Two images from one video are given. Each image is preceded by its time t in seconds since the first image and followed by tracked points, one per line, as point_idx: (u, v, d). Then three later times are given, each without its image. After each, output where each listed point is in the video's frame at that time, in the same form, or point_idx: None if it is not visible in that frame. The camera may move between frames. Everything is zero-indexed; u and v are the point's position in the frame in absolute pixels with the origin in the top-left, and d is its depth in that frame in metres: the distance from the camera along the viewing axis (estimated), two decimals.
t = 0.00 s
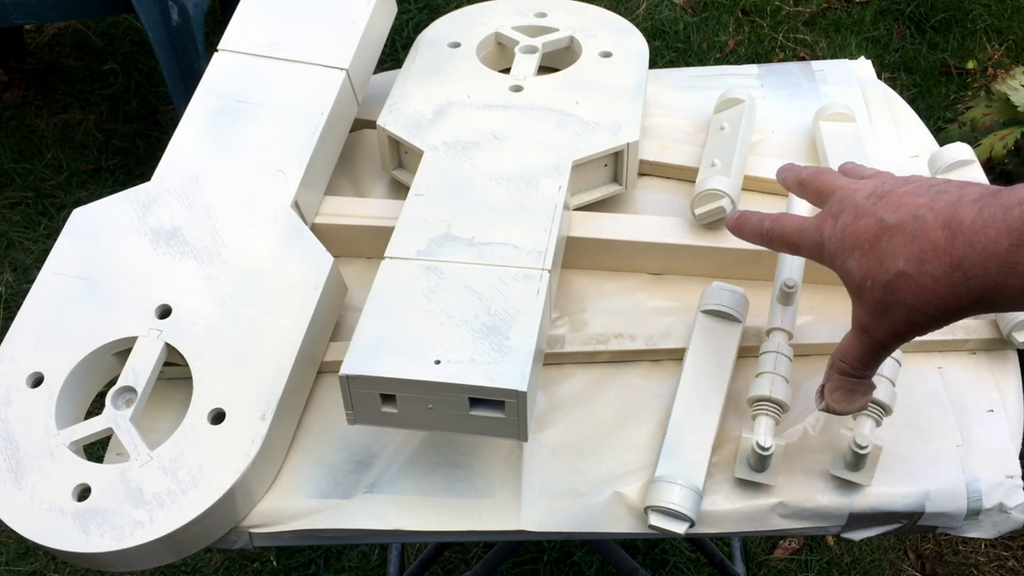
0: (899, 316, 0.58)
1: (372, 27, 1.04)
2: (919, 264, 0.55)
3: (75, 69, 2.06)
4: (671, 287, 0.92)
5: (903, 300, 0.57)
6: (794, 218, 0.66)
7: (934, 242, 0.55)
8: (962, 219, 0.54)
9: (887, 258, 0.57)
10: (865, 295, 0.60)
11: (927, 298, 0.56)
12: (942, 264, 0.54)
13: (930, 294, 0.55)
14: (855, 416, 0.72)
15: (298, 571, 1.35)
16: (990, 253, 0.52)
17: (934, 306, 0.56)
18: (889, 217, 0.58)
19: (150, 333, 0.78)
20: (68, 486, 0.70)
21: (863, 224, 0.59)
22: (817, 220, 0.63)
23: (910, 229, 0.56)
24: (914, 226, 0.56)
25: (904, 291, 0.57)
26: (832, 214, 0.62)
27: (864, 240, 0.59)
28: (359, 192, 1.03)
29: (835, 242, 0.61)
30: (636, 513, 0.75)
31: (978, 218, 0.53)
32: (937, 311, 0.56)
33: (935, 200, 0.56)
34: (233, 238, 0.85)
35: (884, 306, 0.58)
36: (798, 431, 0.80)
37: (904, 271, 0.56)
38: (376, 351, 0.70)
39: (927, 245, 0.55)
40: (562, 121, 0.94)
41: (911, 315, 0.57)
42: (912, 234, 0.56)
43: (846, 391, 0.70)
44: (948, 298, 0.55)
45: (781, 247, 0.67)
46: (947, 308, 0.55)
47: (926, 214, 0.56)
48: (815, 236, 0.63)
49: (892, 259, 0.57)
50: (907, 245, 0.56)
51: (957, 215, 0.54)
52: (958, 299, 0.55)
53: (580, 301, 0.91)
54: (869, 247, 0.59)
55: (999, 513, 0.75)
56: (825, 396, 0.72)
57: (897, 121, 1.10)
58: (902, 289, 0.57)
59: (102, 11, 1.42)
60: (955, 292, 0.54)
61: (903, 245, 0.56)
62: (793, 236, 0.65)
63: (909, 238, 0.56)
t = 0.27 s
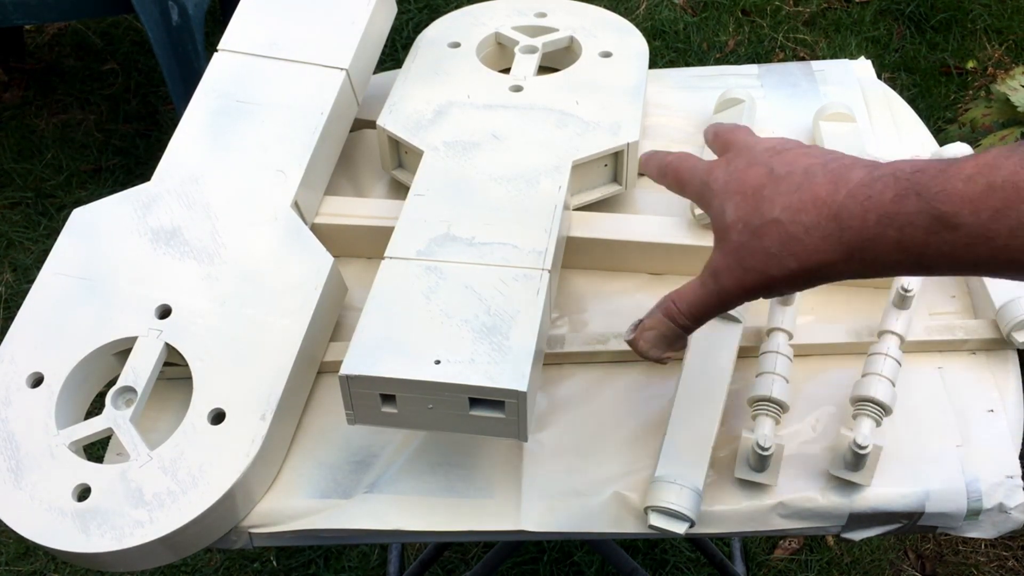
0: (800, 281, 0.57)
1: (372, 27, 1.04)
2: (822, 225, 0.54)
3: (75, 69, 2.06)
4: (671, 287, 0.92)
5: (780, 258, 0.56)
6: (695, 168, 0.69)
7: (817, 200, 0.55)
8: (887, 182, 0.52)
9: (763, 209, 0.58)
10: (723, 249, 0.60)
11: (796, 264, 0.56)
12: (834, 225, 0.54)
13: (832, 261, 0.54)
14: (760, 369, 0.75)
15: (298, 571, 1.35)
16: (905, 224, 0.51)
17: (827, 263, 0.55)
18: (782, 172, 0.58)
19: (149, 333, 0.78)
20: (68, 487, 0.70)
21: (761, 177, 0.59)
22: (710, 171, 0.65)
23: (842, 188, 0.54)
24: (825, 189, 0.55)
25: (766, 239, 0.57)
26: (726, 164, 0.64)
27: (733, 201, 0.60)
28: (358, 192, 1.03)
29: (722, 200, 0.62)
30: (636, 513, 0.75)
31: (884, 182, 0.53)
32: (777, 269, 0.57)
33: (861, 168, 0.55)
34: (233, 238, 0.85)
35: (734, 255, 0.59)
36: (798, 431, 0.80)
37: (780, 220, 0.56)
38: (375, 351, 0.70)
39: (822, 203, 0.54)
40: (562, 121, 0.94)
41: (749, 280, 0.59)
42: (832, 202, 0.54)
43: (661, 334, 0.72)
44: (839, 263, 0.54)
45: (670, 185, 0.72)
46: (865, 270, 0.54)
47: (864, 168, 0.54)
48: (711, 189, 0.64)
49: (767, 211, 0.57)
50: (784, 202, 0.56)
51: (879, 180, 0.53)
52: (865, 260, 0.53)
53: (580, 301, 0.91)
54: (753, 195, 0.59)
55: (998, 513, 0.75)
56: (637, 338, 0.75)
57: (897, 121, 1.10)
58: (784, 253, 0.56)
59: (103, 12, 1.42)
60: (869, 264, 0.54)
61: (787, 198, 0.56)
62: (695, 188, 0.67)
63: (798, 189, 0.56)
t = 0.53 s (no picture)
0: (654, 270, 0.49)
1: (372, 27, 1.04)
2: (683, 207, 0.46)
3: (75, 69, 2.06)
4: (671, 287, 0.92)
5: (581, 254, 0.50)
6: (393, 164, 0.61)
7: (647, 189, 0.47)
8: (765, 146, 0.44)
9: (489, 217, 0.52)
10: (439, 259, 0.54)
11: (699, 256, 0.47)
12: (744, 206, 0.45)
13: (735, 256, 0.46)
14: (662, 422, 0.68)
15: (298, 571, 1.35)
16: (786, 191, 0.44)
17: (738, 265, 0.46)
18: (506, 176, 0.52)
19: (149, 333, 0.78)
20: (67, 487, 0.70)
21: (476, 184, 0.53)
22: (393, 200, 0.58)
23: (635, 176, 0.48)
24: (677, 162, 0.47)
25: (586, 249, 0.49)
26: (431, 187, 0.56)
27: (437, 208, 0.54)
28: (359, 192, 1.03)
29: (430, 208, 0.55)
30: (636, 513, 0.75)
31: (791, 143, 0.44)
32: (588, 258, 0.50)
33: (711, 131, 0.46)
34: (233, 238, 0.85)
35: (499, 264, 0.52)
36: (798, 431, 0.80)
37: (497, 217, 0.51)
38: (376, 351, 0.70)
39: (563, 191, 0.49)
40: (562, 121, 0.94)
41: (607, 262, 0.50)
42: (634, 178, 0.47)
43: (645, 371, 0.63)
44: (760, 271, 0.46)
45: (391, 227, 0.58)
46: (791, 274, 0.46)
47: (702, 138, 0.46)
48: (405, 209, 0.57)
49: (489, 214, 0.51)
50: (521, 201, 0.50)
51: (744, 137, 0.45)
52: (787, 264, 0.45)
53: (580, 301, 0.91)
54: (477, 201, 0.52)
55: (998, 513, 0.75)
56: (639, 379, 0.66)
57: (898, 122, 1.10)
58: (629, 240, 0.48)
59: (103, 12, 1.42)
60: (764, 247, 0.45)
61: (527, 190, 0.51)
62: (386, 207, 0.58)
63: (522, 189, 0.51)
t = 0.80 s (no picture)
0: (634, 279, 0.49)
1: (372, 28, 1.04)
2: (656, 219, 0.46)
3: (75, 69, 2.06)
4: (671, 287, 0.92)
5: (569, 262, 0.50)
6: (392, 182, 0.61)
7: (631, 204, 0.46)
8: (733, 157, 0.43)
9: (482, 234, 0.51)
10: (439, 275, 0.54)
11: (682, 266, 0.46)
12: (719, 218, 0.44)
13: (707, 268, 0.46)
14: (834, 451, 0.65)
15: (298, 571, 1.35)
16: (742, 203, 0.43)
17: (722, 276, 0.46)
18: (498, 189, 0.52)
19: (149, 334, 0.78)
20: (68, 487, 0.70)
21: (468, 199, 0.53)
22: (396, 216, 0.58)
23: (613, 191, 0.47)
24: (651, 173, 0.46)
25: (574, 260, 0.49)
26: (427, 203, 0.56)
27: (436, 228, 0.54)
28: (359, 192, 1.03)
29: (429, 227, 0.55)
30: (636, 514, 0.75)
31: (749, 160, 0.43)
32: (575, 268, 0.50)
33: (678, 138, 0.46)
34: (233, 238, 0.85)
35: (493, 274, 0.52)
36: (798, 431, 0.80)
37: (487, 231, 0.51)
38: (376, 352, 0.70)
39: (547, 203, 0.49)
40: (562, 121, 0.94)
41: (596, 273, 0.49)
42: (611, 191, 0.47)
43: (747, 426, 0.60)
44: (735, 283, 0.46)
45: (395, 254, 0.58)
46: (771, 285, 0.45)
47: (671, 149, 0.46)
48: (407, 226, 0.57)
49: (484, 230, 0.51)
50: (512, 214, 0.50)
51: (707, 146, 0.44)
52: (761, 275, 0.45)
53: (580, 301, 0.91)
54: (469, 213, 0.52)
55: (999, 514, 0.75)
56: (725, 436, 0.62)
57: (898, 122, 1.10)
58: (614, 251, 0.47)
59: (104, 13, 1.42)
60: (733, 256, 0.45)
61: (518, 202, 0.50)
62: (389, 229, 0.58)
63: (509, 204, 0.51)
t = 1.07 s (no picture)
0: (676, 288, 0.50)
1: (372, 28, 1.04)
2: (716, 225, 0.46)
3: (75, 69, 2.06)
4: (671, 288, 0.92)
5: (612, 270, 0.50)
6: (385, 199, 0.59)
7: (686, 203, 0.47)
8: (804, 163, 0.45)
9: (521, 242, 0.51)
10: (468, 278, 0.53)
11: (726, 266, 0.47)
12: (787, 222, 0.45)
13: (766, 267, 0.46)
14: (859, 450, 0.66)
15: (298, 571, 1.35)
16: (833, 191, 0.44)
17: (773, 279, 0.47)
18: (536, 200, 0.51)
19: (149, 334, 0.78)
20: (68, 488, 0.70)
21: (506, 202, 0.52)
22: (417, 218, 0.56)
23: (675, 191, 0.47)
24: (712, 178, 0.47)
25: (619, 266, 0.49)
26: (451, 207, 0.54)
27: (464, 232, 0.53)
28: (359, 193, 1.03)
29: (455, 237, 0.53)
30: (636, 514, 0.75)
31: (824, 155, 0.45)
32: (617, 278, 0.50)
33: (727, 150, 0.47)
34: (233, 238, 0.85)
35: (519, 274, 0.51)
36: (798, 432, 0.80)
37: (530, 240, 0.50)
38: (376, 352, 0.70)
39: (595, 203, 0.49)
40: (562, 121, 0.94)
41: (645, 278, 0.49)
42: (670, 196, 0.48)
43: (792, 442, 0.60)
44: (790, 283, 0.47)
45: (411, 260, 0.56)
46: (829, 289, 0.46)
47: (742, 147, 0.47)
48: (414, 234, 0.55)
49: (526, 230, 0.50)
50: (557, 222, 0.50)
51: (792, 138, 0.46)
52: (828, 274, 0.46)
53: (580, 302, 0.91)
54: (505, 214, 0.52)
55: (999, 514, 0.75)
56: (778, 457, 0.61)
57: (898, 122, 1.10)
58: (665, 252, 0.48)
59: (104, 13, 1.42)
60: (824, 248, 0.45)
61: (562, 209, 0.50)
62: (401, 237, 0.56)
63: (555, 206, 0.51)
